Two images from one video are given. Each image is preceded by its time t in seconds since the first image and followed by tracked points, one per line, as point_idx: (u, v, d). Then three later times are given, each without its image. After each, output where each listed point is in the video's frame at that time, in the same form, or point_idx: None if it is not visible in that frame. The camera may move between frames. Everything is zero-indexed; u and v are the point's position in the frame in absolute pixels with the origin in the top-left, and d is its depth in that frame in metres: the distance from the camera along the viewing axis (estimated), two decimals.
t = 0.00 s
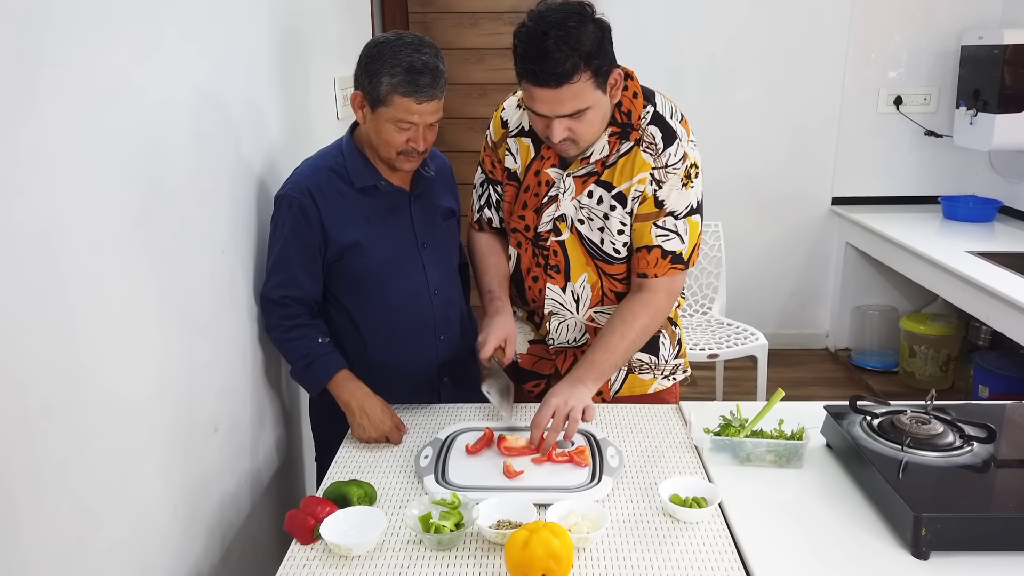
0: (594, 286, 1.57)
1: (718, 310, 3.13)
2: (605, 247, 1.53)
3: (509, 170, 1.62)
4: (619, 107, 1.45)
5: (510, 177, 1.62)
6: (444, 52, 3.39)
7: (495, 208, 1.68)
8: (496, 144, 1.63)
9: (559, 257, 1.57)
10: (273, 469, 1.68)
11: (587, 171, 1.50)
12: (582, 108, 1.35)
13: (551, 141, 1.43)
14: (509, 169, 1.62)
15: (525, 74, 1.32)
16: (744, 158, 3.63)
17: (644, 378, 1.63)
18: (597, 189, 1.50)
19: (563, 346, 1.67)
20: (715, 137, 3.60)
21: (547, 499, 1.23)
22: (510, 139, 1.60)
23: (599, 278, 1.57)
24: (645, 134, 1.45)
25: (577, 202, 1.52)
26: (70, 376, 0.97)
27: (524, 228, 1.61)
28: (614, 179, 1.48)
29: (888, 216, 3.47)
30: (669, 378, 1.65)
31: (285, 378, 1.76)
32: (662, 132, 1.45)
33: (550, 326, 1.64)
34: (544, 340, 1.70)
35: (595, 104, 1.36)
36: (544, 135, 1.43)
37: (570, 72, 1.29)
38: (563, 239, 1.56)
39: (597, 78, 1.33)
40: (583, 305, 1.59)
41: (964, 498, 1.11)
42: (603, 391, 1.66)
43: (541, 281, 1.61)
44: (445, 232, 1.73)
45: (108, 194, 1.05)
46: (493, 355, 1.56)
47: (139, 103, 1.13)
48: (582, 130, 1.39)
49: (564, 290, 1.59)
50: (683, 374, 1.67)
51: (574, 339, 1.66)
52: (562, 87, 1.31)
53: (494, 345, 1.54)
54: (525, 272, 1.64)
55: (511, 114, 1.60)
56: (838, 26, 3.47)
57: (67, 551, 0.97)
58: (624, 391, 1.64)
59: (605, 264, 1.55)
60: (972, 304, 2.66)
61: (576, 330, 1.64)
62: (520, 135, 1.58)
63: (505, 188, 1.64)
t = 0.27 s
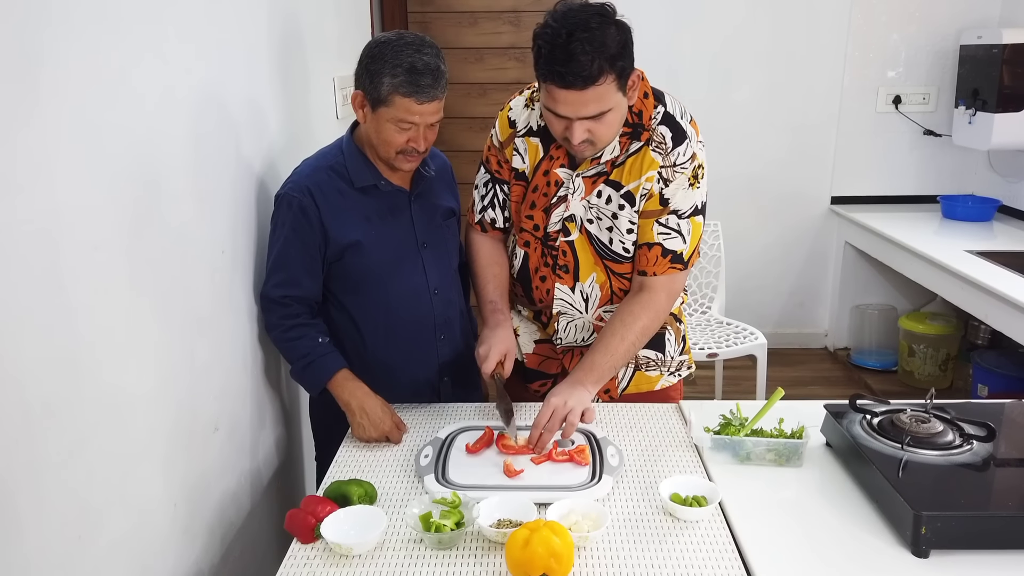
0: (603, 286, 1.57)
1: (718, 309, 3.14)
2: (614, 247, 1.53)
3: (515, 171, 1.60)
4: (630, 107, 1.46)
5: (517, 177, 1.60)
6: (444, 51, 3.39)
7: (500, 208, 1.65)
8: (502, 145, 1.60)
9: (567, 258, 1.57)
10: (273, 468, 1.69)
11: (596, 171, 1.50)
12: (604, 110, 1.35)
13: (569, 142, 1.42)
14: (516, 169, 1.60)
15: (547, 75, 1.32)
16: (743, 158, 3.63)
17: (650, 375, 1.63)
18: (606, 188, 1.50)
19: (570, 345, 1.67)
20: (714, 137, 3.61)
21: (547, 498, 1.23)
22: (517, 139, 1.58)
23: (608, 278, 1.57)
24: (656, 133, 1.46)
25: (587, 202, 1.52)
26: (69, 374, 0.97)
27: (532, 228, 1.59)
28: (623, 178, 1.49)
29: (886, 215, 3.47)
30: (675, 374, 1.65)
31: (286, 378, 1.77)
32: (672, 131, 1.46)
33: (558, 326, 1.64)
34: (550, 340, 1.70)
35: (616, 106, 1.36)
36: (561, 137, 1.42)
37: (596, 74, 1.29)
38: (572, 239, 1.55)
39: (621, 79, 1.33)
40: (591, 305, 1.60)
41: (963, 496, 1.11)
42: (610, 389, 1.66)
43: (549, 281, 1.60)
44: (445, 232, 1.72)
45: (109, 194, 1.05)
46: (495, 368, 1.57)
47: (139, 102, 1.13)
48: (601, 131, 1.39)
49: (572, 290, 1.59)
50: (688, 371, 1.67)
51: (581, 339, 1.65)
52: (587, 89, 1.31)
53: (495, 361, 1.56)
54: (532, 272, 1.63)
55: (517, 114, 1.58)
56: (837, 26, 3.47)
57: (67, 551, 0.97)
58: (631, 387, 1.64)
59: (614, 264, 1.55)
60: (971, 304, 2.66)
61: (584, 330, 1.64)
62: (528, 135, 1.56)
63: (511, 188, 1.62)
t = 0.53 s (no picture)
0: (605, 286, 1.58)
1: (717, 308, 3.14)
2: (617, 246, 1.54)
3: (520, 169, 1.59)
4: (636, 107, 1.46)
5: (522, 175, 1.59)
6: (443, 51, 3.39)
7: (504, 206, 1.62)
8: (507, 143, 1.59)
9: (570, 257, 1.57)
10: (273, 468, 1.69)
11: (601, 171, 1.50)
12: (612, 110, 1.35)
13: (576, 142, 1.42)
14: (520, 167, 1.58)
15: (558, 73, 1.31)
16: (742, 157, 3.63)
17: (650, 375, 1.63)
18: (611, 188, 1.51)
19: (570, 344, 1.67)
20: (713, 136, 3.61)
21: (547, 498, 1.23)
22: (522, 137, 1.56)
23: (610, 278, 1.58)
24: (662, 133, 1.46)
25: (591, 201, 1.53)
26: (69, 373, 0.97)
27: (534, 227, 1.59)
28: (628, 178, 1.50)
29: (885, 214, 3.48)
30: (675, 375, 1.66)
31: (285, 378, 1.77)
32: (678, 132, 1.46)
33: (559, 325, 1.64)
34: (550, 340, 1.70)
35: (624, 105, 1.36)
36: (568, 136, 1.42)
37: (606, 74, 1.29)
38: (575, 238, 1.56)
39: (631, 79, 1.33)
40: (593, 304, 1.60)
41: (962, 495, 1.11)
42: (610, 389, 1.66)
43: (551, 280, 1.60)
44: (445, 232, 1.72)
45: (109, 194, 1.05)
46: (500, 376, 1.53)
47: (139, 102, 1.13)
48: (608, 130, 1.38)
49: (574, 289, 1.59)
50: (688, 371, 1.68)
51: (582, 339, 1.66)
52: (597, 88, 1.31)
53: (503, 369, 1.50)
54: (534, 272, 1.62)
55: (523, 112, 1.56)
56: (837, 25, 3.47)
57: (68, 551, 0.97)
58: (631, 388, 1.64)
59: (617, 264, 1.56)
60: (971, 303, 2.66)
61: (584, 330, 1.64)
62: (534, 133, 1.55)
63: (516, 186, 1.61)
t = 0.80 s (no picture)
0: (606, 285, 1.58)
1: (716, 308, 3.14)
2: (619, 245, 1.54)
3: (523, 166, 1.59)
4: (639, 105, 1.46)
5: (525, 173, 1.59)
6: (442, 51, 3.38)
7: (506, 203, 1.61)
8: (510, 139, 1.58)
9: (572, 255, 1.57)
10: (272, 467, 1.69)
11: (603, 169, 1.50)
12: (614, 109, 1.35)
13: (577, 140, 1.42)
14: (524, 165, 1.59)
15: (559, 71, 1.31)
16: (741, 157, 3.63)
17: (650, 375, 1.63)
18: (613, 186, 1.51)
19: (570, 344, 1.67)
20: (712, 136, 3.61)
21: (547, 497, 1.23)
22: (527, 135, 1.57)
23: (612, 276, 1.57)
24: (665, 132, 1.46)
25: (593, 200, 1.53)
26: (68, 372, 0.97)
27: (536, 225, 1.59)
28: (631, 176, 1.50)
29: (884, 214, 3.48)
30: (675, 375, 1.66)
31: (285, 377, 1.77)
32: (681, 130, 1.46)
33: (560, 324, 1.64)
34: (550, 340, 1.71)
35: (625, 105, 1.36)
36: (569, 134, 1.42)
37: (608, 72, 1.29)
38: (576, 237, 1.56)
39: (633, 78, 1.33)
40: (594, 303, 1.60)
41: (962, 493, 1.11)
42: (610, 389, 1.66)
43: (552, 279, 1.60)
44: (445, 231, 1.72)
45: (109, 193, 1.05)
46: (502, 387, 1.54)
47: (139, 101, 1.13)
48: (609, 129, 1.38)
49: (575, 288, 1.59)
50: (688, 371, 1.68)
51: (582, 338, 1.66)
52: (598, 86, 1.31)
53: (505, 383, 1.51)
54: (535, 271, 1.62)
55: (528, 109, 1.56)
56: (835, 24, 3.47)
57: (68, 550, 0.97)
58: (632, 388, 1.65)
59: (618, 262, 1.55)
60: (970, 303, 2.66)
61: (585, 330, 1.64)
62: (537, 132, 1.56)
63: (518, 182, 1.61)
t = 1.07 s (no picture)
0: (605, 283, 1.57)
1: (715, 307, 3.14)
2: (616, 243, 1.52)
3: (519, 168, 1.59)
4: (631, 102, 1.45)
5: (521, 174, 1.59)
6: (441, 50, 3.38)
7: (503, 205, 1.61)
8: (507, 141, 1.58)
9: (569, 255, 1.56)
10: (270, 466, 1.69)
11: (597, 167, 1.49)
12: (585, 104, 1.35)
13: (553, 134, 1.42)
14: (520, 166, 1.58)
15: (531, 63, 1.32)
16: (740, 156, 3.63)
17: (650, 375, 1.63)
18: (608, 184, 1.49)
19: (570, 344, 1.67)
20: (711, 135, 3.61)
21: (545, 496, 1.23)
22: (522, 136, 1.56)
23: (609, 275, 1.56)
24: (657, 128, 1.45)
25: (588, 198, 1.52)
26: (66, 371, 0.97)
27: (534, 226, 1.59)
28: (625, 173, 1.48)
29: (882, 213, 3.48)
30: (674, 374, 1.65)
31: (283, 377, 1.77)
32: (674, 126, 1.45)
33: (559, 324, 1.64)
34: (550, 340, 1.70)
35: (599, 101, 1.36)
36: (546, 128, 1.43)
37: (576, 67, 1.29)
38: (573, 237, 1.55)
39: (605, 75, 1.33)
40: (593, 302, 1.59)
41: (959, 492, 1.11)
42: (610, 388, 1.66)
43: (550, 280, 1.60)
44: (444, 230, 1.72)
45: (107, 191, 1.05)
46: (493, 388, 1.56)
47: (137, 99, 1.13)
48: (583, 125, 1.39)
49: (574, 287, 1.58)
50: (688, 370, 1.68)
51: (582, 338, 1.65)
52: (567, 80, 1.31)
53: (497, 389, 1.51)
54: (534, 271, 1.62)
55: (523, 111, 1.56)
56: (834, 24, 3.47)
57: (66, 548, 0.97)
58: (631, 387, 1.65)
59: (615, 261, 1.54)
60: (969, 302, 2.66)
61: (585, 329, 1.64)
62: (531, 132, 1.55)
63: (515, 184, 1.60)
